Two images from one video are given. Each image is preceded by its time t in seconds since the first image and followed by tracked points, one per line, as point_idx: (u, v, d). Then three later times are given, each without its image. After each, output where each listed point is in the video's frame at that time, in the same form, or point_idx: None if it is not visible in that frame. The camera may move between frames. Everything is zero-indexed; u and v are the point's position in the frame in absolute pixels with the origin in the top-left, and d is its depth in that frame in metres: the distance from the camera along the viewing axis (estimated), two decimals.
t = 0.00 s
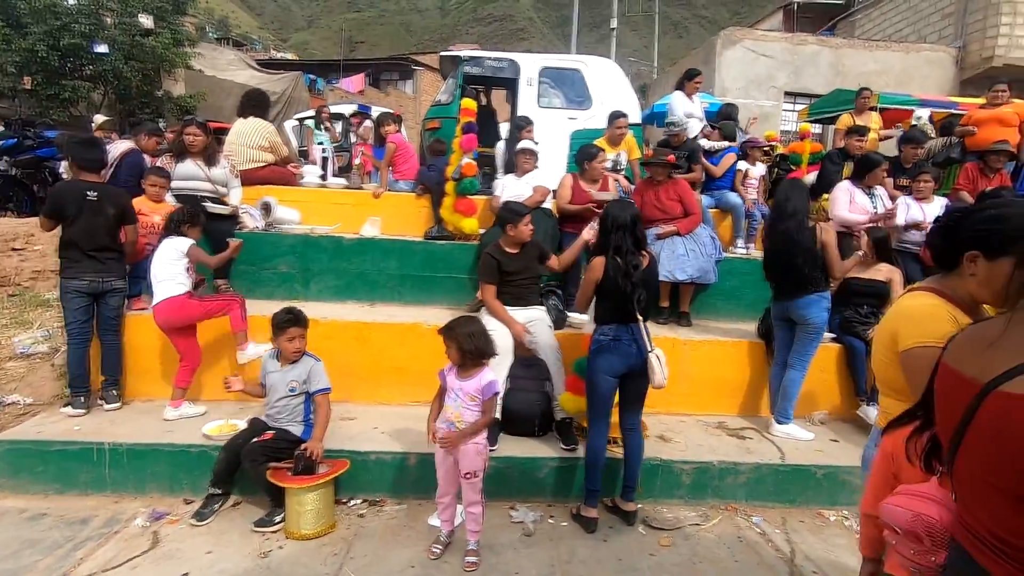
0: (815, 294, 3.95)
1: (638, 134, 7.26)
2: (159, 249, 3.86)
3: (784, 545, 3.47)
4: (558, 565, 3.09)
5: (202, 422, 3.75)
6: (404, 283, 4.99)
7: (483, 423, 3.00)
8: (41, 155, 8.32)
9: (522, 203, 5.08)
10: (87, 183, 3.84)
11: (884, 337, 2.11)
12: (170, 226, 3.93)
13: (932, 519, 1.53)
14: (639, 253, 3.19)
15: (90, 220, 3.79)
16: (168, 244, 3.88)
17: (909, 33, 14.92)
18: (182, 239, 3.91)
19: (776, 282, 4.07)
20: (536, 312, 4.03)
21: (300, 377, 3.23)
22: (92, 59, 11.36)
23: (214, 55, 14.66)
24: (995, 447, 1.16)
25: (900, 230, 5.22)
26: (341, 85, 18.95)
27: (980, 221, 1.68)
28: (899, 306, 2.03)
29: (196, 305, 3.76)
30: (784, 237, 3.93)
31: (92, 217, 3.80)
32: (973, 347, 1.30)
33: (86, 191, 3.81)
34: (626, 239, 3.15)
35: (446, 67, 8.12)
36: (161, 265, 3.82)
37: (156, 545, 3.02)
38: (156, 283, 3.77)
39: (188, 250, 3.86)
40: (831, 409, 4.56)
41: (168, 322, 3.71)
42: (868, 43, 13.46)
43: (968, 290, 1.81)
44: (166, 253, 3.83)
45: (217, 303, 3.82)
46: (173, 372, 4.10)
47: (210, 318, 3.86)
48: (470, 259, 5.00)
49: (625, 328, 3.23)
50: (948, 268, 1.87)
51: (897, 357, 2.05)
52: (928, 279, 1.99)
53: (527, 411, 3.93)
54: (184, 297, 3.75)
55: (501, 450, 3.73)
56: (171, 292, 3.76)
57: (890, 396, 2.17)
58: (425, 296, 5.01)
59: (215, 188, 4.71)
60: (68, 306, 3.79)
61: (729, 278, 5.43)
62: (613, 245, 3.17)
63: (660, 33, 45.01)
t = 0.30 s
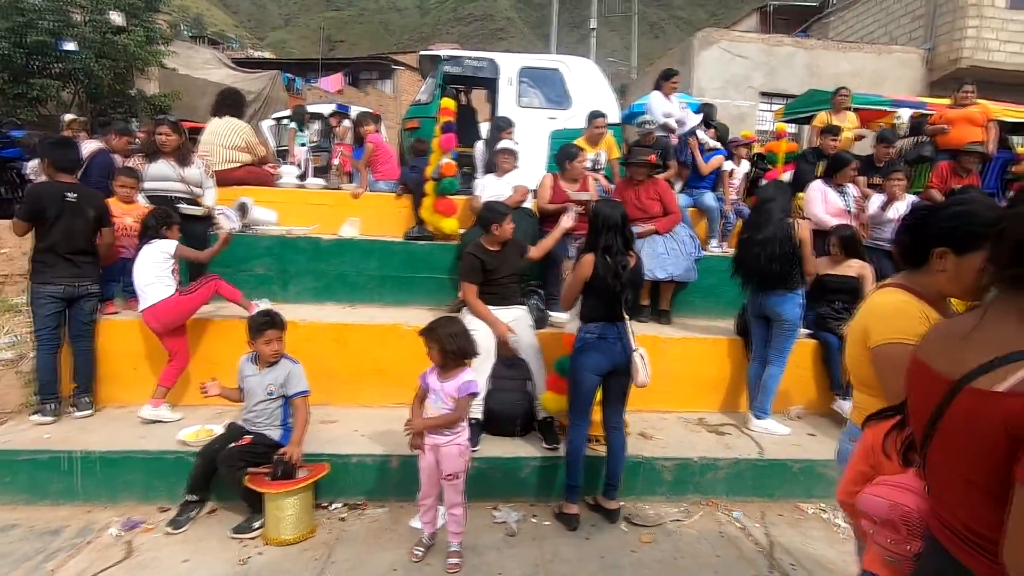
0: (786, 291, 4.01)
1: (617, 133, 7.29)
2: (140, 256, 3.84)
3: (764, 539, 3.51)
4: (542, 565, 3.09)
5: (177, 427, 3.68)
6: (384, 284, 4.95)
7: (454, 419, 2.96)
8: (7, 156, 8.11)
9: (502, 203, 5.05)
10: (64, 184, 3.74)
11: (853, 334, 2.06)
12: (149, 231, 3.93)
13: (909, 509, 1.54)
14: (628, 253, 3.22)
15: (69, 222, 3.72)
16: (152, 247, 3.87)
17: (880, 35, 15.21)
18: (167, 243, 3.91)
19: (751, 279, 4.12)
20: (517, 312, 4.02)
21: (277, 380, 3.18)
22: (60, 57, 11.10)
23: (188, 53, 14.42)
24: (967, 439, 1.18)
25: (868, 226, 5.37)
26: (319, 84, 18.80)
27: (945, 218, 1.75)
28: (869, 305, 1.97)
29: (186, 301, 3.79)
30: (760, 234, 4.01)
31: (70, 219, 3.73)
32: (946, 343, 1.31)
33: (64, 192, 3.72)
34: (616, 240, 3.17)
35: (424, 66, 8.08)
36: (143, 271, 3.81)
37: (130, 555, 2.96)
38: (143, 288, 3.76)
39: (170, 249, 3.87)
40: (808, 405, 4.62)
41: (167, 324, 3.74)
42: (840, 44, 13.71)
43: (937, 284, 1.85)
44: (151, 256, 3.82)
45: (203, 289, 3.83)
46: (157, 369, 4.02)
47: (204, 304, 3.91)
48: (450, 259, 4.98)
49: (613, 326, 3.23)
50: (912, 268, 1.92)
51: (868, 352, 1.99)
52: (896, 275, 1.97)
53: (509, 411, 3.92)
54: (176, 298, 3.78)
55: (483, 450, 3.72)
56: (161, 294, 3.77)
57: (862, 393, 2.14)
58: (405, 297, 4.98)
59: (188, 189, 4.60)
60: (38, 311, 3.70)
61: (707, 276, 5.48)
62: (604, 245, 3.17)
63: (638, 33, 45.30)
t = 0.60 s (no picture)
0: (760, 286, 4.06)
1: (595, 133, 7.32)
2: (133, 257, 3.82)
3: (742, 532, 3.54)
4: (523, 564, 3.08)
5: (149, 434, 3.60)
6: (362, 284, 4.91)
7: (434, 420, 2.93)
8: None
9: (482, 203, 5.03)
10: (39, 184, 3.66)
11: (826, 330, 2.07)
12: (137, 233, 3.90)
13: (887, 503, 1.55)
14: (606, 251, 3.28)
15: (48, 223, 3.67)
16: (147, 247, 3.87)
17: (851, 37, 15.49)
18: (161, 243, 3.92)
19: (725, 274, 4.18)
20: (496, 310, 4.01)
21: (256, 383, 3.13)
22: (24, 54, 10.81)
23: (158, 51, 14.13)
24: (933, 433, 1.19)
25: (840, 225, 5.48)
26: (294, 83, 18.60)
27: (909, 214, 1.80)
28: (838, 301, 1.99)
29: (177, 301, 3.81)
30: (736, 231, 4.06)
31: (45, 221, 3.66)
32: (916, 337, 1.32)
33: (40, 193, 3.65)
34: (596, 240, 3.19)
35: (401, 65, 8.03)
36: (137, 271, 3.79)
37: (101, 566, 2.89)
38: (136, 288, 3.74)
39: (166, 249, 3.90)
40: (785, 399, 4.67)
41: (158, 324, 3.72)
42: (812, 46, 13.94)
43: (904, 280, 1.87)
44: (146, 255, 3.82)
45: (191, 286, 3.89)
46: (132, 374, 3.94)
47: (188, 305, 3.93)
48: (430, 259, 4.95)
49: (593, 325, 3.24)
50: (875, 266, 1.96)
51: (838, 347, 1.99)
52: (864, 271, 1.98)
53: (489, 411, 3.90)
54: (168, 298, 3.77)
55: (463, 451, 3.70)
56: (155, 294, 3.76)
57: (836, 389, 2.11)
58: (384, 297, 4.94)
59: (160, 188, 4.55)
60: (4, 316, 3.59)
61: (685, 274, 5.52)
62: (586, 246, 3.19)
63: (615, 33, 45.56)
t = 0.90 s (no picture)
0: (736, 283, 4.08)
1: (573, 131, 7.33)
2: (129, 257, 3.78)
3: (721, 525, 3.58)
4: (505, 563, 3.07)
5: (121, 440, 3.53)
6: (341, 286, 4.86)
7: (417, 423, 2.92)
8: None
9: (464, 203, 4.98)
10: (6, 184, 3.57)
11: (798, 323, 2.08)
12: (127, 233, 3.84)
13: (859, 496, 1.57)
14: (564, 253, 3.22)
15: (14, 223, 3.57)
16: (142, 246, 3.85)
17: (824, 37, 15.71)
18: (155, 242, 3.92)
19: (702, 271, 4.19)
20: (475, 310, 3.99)
21: (236, 386, 3.08)
22: None
23: (128, 47, 13.84)
24: (901, 426, 1.20)
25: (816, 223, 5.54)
26: (270, 81, 18.36)
27: (880, 212, 1.81)
28: (811, 295, 2.01)
29: (168, 301, 3.82)
30: (713, 228, 4.10)
31: (12, 221, 3.57)
32: (884, 331, 1.33)
33: (6, 193, 3.56)
34: (554, 240, 3.16)
35: (379, 63, 7.97)
36: (132, 269, 3.77)
37: None
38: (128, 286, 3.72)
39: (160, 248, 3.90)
40: (762, 395, 4.72)
41: (152, 324, 3.73)
42: (786, 46, 14.13)
43: (876, 275, 1.90)
44: (144, 254, 3.83)
45: (180, 284, 3.90)
46: (108, 379, 3.87)
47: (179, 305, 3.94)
48: (409, 259, 4.92)
49: (553, 325, 3.24)
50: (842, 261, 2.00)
51: (812, 342, 2.00)
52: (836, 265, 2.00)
53: (470, 411, 3.89)
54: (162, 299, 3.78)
55: (444, 451, 3.67)
56: (146, 295, 3.74)
57: (806, 382, 2.12)
58: (364, 298, 4.89)
59: (129, 188, 4.47)
60: None
61: (664, 272, 5.55)
62: (543, 245, 3.15)
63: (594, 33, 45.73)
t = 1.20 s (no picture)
0: (713, 281, 4.13)
1: (551, 130, 7.33)
2: (113, 257, 3.78)
3: (699, 519, 3.60)
4: (486, 563, 3.05)
5: (91, 447, 3.44)
6: (318, 287, 4.80)
7: (396, 424, 2.89)
8: None
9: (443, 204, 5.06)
10: None
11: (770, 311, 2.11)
12: (103, 237, 3.81)
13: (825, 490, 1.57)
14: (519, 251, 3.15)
15: None
16: (124, 244, 3.83)
17: (797, 38, 15.91)
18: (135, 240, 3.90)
19: (680, 269, 4.22)
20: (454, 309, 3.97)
21: (212, 391, 3.02)
22: None
23: (95, 43, 13.51)
24: (864, 421, 1.20)
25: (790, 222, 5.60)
26: (243, 78, 18.06)
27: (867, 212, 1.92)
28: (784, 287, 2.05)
29: (152, 300, 3.76)
30: (689, 226, 4.12)
31: None
32: (847, 326, 1.33)
33: None
34: (509, 238, 3.10)
35: (355, 62, 7.89)
36: (116, 267, 3.76)
37: None
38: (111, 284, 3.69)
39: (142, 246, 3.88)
40: (739, 391, 4.78)
41: (134, 322, 3.67)
42: (759, 46, 14.30)
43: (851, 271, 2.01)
44: (129, 253, 3.81)
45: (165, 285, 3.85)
46: (81, 386, 3.79)
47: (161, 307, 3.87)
48: (388, 259, 4.88)
49: (509, 326, 3.20)
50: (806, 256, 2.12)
51: (791, 339, 2.01)
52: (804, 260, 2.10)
53: (449, 411, 3.86)
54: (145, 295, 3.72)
55: (423, 452, 3.64)
56: (129, 291, 3.69)
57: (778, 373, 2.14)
58: (341, 299, 4.83)
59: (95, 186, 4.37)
60: None
61: (642, 270, 5.58)
62: (497, 244, 3.10)
63: (571, 32, 45.85)
